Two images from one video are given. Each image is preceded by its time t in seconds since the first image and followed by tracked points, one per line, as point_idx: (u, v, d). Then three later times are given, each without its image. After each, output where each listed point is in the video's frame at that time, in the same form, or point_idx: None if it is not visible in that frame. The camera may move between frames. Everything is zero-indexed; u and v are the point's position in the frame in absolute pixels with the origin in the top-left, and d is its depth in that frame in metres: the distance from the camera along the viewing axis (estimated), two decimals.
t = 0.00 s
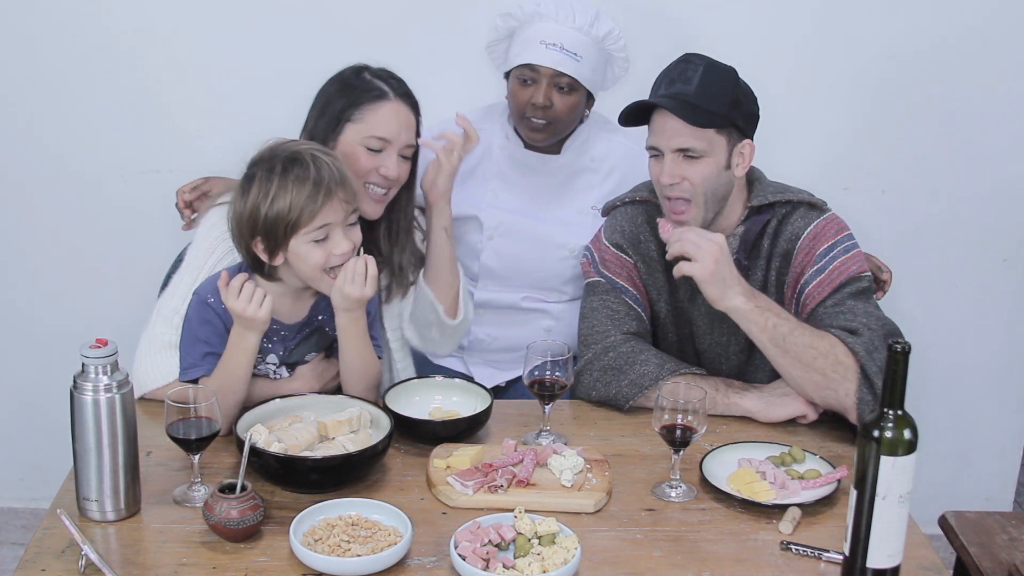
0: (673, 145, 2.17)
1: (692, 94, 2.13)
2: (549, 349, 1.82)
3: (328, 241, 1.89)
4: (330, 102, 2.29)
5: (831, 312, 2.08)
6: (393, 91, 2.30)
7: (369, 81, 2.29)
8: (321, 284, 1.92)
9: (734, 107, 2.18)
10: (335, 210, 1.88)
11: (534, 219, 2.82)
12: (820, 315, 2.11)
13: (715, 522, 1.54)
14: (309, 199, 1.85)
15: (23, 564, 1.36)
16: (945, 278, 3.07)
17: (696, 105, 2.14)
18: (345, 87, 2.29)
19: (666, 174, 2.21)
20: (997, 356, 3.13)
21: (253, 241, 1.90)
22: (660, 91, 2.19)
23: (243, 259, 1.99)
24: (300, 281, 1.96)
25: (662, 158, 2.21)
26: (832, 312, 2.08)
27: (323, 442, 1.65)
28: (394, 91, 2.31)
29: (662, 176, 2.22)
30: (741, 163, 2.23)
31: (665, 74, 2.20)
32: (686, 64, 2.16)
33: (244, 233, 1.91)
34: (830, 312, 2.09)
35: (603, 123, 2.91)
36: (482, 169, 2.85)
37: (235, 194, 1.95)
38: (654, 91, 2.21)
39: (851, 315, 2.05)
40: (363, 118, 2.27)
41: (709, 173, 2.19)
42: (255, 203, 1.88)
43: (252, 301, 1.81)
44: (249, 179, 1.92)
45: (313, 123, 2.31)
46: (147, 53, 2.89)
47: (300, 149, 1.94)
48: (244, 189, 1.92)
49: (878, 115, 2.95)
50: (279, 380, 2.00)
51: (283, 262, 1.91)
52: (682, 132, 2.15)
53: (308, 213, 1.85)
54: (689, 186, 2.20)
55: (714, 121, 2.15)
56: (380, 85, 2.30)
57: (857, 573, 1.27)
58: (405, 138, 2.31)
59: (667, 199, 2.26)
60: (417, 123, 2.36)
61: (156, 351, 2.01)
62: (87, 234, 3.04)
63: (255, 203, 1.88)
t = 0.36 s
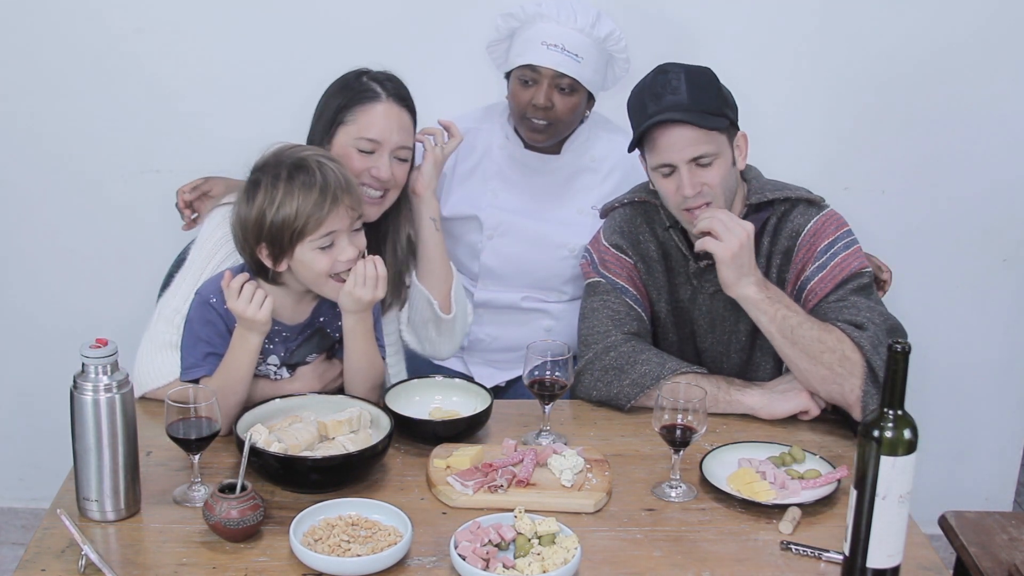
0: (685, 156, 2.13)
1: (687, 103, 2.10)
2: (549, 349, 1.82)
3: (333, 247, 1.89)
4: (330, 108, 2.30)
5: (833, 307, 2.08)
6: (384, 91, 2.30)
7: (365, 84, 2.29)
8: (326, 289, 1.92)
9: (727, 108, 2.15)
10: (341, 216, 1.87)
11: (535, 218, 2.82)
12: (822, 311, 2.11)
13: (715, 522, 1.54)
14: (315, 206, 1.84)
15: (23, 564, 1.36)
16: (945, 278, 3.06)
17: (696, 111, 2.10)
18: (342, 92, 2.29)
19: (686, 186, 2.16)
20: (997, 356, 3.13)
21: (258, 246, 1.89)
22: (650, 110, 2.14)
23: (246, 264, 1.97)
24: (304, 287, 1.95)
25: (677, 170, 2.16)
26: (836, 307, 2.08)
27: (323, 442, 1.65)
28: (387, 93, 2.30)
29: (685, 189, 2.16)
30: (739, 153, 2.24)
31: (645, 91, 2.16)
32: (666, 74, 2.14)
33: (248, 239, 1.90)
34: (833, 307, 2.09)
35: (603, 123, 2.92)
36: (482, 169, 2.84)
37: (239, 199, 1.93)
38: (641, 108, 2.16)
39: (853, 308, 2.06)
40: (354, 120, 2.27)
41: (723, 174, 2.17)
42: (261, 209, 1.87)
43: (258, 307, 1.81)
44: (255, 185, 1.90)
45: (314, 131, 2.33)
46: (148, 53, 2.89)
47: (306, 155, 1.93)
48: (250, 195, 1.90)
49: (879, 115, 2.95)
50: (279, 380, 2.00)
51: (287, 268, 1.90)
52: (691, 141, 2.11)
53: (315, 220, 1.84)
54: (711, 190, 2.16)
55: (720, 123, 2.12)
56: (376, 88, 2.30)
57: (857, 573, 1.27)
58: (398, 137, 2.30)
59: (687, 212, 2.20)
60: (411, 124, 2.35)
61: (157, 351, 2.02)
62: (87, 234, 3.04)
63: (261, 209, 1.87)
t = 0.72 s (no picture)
0: (683, 159, 2.14)
1: (679, 103, 2.11)
2: (549, 349, 1.82)
3: (337, 247, 1.89)
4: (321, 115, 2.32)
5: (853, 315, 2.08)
6: (373, 92, 2.31)
7: (353, 88, 2.31)
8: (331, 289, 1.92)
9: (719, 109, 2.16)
10: (345, 216, 1.87)
11: (534, 218, 2.82)
12: (845, 317, 2.11)
13: (715, 522, 1.54)
14: (320, 206, 1.83)
15: (23, 564, 1.36)
16: (945, 278, 3.06)
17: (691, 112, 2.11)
18: (334, 96, 2.32)
19: (685, 187, 2.15)
20: (997, 355, 3.13)
21: (261, 247, 1.88)
22: (642, 116, 2.14)
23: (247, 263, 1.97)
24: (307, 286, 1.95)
25: (675, 174, 2.17)
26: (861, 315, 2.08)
27: (323, 442, 1.65)
28: (376, 95, 2.31)
29: (684, 190, 2.16)
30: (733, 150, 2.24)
31: (636, 95, 2.17)
32: (655, 77, 2.15)
33: (251, 240, 1.89)
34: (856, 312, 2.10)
35: (603, 123, 2.92)
36: (482, 169, 2.85)
37: (241, 199, 1.92)
38: (632, 115, 2.17)
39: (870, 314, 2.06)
40: (344, 124, 2.29)
41: (721, 174, 2.18)
42: (264, 210, 1.86)
43: (261, 309, 1.81)
44: (257, 185, 1.89)
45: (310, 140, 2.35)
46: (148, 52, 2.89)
47: (308, 154, 1.92)
48: (252, 196, 1.89)
49: (879, 115, 2.95)
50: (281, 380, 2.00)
51: (290, 268, 1.90)
52: (689, 143, 2.12)
53: (320, 221, 1.84)
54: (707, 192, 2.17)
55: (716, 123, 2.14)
56: (364, 91, 2.31)
57: (857, 573, 1.27)
58: (387, 137, 2.30)
59: (688, 217, 2.21)
60: (404, 126, 2.35)
61: (157, 352, 2.02)
62: (87, 234, 3.04)
63: (264, 209, 1.86)
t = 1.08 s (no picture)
0: (754, 141, 2.09)
1: (793, 98, 2.03)
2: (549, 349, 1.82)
3: (356, 252, 1.91)
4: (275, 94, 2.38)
5: (865, 330, 1.97)
6: (319, 50, 2.35)
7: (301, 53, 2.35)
8: (347, 291, 1.92)
9: (835, 122, 2.07)
10: (369, 222, 1.91)
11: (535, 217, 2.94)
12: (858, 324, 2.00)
13: (715, 522, 1.54)
14: (347, 210, 1.87)
15: (23, 564, 1.36)
16: (945, 278, 3.07)
17: (789, 110, 2.04)
18: (290, 66, 2.35)
19: (741, 165, 2.12)
20: (997, 355, 3.13)
21: (281, 247, 1.88)
22: (767, 85, 2.09)
23: (256, 264, 1.96)
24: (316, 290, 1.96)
25: (744, 148, 2.12)
26: (870, 328, 1.97)
27: (323, 442, 1.65)
28: (328, 52, 2.36)
29: (738, 167, 2.12)
30: (820, 180, 2.11)
31: (779, 68, 2.10)
32: (804, 65, 2.07)
33: (270, 240, 1.89)
34: (865, 328, 1.97)
35: (603, 123, 3.01)
36: (483, 169, 2.95)
37: (260, 199, 1.92)
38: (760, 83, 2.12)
39: (885, 333, 1.95)
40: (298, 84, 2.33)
41: (782, 182, 2.09)
42: (289, 212, 1.87)
43: (277, 314, 1.81)
44: (281, 186, 1.91)
45: (274, 129, 2.40)
46: (146, 53, 2.90)
47: (332, 160, 1.96)
48: (276, 196, 1.90)
49: (879, 115, 2.95)
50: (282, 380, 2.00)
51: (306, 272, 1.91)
52: (769, 134, 2.06)
53: (345, 224, 1.87)
54: (758, 184, 2.10)
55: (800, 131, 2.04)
56: (315, 54, 2.35)
57: (857, 573, 1.27)
58: (342, 82, 2.34)
59: (734, 192, 2.15)
60: (359, 76, 2.40)
61: (159, 342, 2.06)
62: (86, 233, 3.04)
63: (289, 212, 1.87)
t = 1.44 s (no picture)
0: (742, 152, 2.07)
1: (783, 108, 2.02)
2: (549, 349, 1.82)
3: (358, 258, 1.92)
4: (250, 86, 2.36)
5: (858, 330, 1.96)
6: (295, 44, 2.35)
7: (276, 48, 2.34)
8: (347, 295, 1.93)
9: (824, 132, 2.06)
10: (373, 229, 1.91)
11: (535, 218, 2.86)
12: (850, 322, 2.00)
13: (715, 522, 1.54)
14: (353, 216, 1.87)
15: (22, 564, 1.36)
16: (945, 278, 3.06)
17: (781, 120, 2.02)
18: (266, 58, 2.34)
19: (727, 175, 2.10)
20: (997, 355, 3.13)
21: (285, 249, 1.88)
22: (756, 94, 2.08)
23: (256, 265, 1.95)
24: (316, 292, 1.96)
25: (730, 160, 2.11)
26: (860, 324, 1.97)
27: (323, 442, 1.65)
28: (302, 46, 2.35)
29: (724, 177, 2.11)
30: (807, 193, 2.10)
31: (767, 79, 2.09)
32: (792, 75, 2.06)
33: (274, 241, 1.88)
34: (854, 326, 1.98)
35: (603, 122, 2.94)
36: (483, 169, 2.87)
37: (264, 201, 1.91)
38: (748, 93, 2.11)
39: (878, 330, 1.95)
40: (275, 78, 2.32)
41: (770, 194, 2.07)
42: (295, 215, 1.86)
43: (280, 319, 1.81)
44: (286, 189, 1.90)
45: (245, 115, 2.36)
46: (147, 53, 2.90)
47: (339, 164, 1.96)
48: (282, 198, 1.89)
49: (879, 115, 2.95)
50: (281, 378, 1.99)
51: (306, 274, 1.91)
52: (757, 145, 2.05)
53: (350, 230, 1.87)
54: (744, 197, 2.09)
55: (790, 142, 2.03)
56: (288, 48, 2.34)
57: (857, 573, 1.27)
58: (318, 77, 2.34)
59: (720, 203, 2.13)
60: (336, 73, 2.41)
61: (153, 340, 2.09)
62: (86, 233, 3.04)
63: (295, 215, 1.86)
